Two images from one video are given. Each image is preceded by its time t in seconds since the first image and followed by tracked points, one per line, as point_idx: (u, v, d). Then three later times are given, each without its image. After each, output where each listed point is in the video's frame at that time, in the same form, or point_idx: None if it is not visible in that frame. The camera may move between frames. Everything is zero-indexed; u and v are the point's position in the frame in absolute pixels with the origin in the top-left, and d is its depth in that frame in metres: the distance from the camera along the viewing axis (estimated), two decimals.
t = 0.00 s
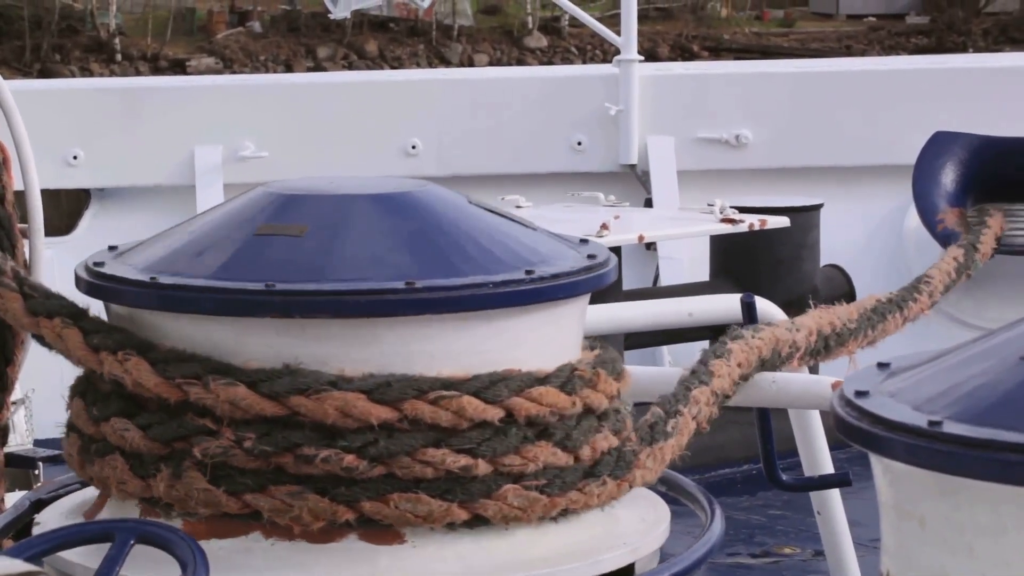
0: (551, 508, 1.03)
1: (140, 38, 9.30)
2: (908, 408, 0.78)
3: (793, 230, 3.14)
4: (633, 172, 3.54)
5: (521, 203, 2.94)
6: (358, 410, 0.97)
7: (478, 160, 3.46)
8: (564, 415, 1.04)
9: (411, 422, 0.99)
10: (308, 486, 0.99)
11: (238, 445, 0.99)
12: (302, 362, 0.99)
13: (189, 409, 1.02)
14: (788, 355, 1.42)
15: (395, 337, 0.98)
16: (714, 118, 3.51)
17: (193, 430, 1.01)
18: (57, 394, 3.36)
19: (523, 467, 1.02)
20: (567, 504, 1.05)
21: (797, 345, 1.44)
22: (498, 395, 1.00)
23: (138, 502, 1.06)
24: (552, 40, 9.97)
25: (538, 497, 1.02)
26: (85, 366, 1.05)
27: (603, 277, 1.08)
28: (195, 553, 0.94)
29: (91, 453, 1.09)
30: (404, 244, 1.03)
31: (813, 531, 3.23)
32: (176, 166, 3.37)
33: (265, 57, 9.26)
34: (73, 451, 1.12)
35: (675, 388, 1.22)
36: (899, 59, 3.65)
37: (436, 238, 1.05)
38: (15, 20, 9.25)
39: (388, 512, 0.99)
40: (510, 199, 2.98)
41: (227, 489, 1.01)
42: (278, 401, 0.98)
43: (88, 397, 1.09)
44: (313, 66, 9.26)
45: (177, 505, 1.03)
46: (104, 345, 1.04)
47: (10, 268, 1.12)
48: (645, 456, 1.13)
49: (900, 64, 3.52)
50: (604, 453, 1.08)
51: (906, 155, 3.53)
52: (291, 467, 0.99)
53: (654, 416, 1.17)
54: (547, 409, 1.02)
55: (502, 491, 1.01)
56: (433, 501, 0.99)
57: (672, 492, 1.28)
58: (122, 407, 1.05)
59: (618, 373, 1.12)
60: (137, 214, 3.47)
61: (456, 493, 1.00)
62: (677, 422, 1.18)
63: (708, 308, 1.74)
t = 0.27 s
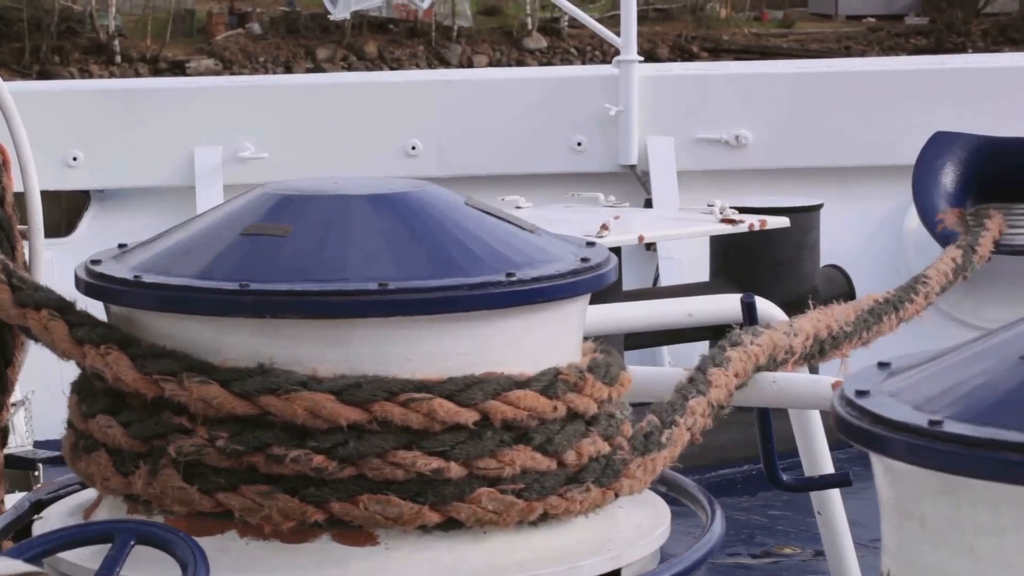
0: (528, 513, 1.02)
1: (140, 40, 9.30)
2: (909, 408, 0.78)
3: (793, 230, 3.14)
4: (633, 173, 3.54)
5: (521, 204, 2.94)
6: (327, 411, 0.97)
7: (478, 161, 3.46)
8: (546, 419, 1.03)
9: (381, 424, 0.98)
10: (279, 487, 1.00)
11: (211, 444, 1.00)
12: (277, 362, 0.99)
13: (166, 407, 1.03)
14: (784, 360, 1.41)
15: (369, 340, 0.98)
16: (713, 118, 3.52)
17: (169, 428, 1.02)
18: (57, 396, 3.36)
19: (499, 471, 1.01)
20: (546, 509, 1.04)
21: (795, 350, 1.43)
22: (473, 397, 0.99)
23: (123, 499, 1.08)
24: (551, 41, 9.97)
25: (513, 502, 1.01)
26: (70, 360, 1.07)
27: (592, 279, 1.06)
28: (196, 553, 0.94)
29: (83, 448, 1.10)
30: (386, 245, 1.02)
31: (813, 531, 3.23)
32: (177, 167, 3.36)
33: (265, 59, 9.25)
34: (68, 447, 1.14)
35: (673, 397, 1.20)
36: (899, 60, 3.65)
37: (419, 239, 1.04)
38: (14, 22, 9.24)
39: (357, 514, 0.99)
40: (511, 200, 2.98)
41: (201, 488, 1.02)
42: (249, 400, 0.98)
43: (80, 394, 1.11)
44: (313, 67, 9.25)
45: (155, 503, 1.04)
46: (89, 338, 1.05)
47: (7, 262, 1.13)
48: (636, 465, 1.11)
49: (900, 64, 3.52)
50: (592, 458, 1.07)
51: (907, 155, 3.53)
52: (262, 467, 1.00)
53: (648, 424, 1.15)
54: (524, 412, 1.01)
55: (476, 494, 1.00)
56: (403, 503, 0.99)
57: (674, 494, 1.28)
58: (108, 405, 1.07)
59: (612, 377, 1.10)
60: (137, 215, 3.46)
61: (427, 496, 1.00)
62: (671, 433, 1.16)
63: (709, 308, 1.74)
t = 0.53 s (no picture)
0: (516, 509, 1.02)
1: (140, 39, 9.30)
2: (908, 407, 0.78)
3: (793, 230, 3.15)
4: (633, 172, 3.54)
5: (520, 203, 2.94)
6: (307, 407, 0.97)
7: (477, 160, 3.45)
8: (531, 416, 1.03)
9: (361, 420, 0.98)
10: (262, 483, 1.00)
11: (194, 438, 1.01)
12: (259, 357, 0.99)
13: (152, 401, 1.04)
14: (780, 362, 1.42)
15: (345, 338, 0.98)
16: (713, 118, 3.51)
17: (154, 423, 1.03)
18: (56, 395, 3.36)
19: (482, 467, 1.01)
20: (534, 506, 1.03)
21: (788, 351, 1.43)
22: (454, 394, 0.99)
23: (114, 496, 1.08)
24: (551, 40, 9.96)
25: (499, 498, 1.01)
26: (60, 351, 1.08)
27: (578, 283, 1.04)
28: (195, 552, 0.94)
29: (77, 444, 1.11)
30: (369, 245, 1.02)
31: (813, 530, 3.23)
32: (176, 167, 3.36)
33: (265, 58, 9.25)
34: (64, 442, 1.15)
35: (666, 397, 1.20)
36: (899, 59, 3.64)
37: (403, 239, 1.03)
38: (14, 21, 9.23)
39: (341, 510, 0.99)
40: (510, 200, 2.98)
41: (187, 483, 1.02)
42: (231, 395, 0.99)
43: (75, 389, 1.12)
44: (312, 67, 9.25)
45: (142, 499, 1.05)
46: (76, 327, 1.06)
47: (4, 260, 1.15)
48: (626, 464, 1.11)
49: (900, 64, 3.52)
50: (582, 454, 1.06)
51: (907, 155, 3.53)
52: (244, 462, 1.00)
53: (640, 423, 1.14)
54: (507, 408, 1.01)
55: (461, 490, 1.01)
56: (385, 500, 0.99)
57: (673, 494, 1.28)
58: (99, 399, 1.08)
59: (604, 372, 1.09)
60: (137, 215, 3.46)
61: (410, 492, 1.00)
62: (663, 434, 1.16)
63: (709, 307, 1.74)
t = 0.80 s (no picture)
0: (498, 510, 1.02)
1: (141, 42, 9.31)
2: (907, 408, 0.78)
3: (793, 232, 3.15)
4: (634, 174, 3.54)
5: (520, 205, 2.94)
6: (282, 407, 0.98)
7: (478, 162, 3.45)
8: (512, 418, 1.02)
9: (337, 420, 0.98)
10: (241, 482, 1.01)
11: (175, 437, 1.02)
12: (239, 357, 1.00)
13: (137, 400, 1.05)
14: (776, 362, 1.41)
15: (320, 340, 0.98)
16: (715, 119, 3.52)
17: (138, 422, 1.04)
18: (58, 398, 3.36)
19: (461, 469, 1.00)
20: (518, 507, 1.03)
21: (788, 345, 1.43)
22: (431, 396, 0.98)
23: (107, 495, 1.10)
24: (551, 43, 9.97)
25: (480, 499, 1.01)
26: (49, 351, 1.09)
27: (560, 288, 1.03)
28: (194, 554, 0.94)
29: (73, 443, 1.13)
30: (350, 248, 1.02)
31: (814, 532, 3.22)
32: (177, 170, 3.37)
33: (266, 61, 9.25)
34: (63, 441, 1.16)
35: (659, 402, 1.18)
36: (900, 61, 3.65)
37: (385, 242, 1.03)
38: (15, 24, 9.24)
39: (320, 510, 1.00)
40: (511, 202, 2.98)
41: (170, 483, 1.03)
42: (209, 394, 1.00)
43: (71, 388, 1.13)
44: (313, 69, 9.25)
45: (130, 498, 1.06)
46: (63, 328, 1.08)
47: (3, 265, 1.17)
48: (617, 467, 1.10)
49: (901, 66, 3.52)
50: (570, 456, 1.06)
51: (907, 156, 3.53)
52: (223, 461, 1.01)
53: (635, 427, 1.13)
54: (487, 410, 1.00)
55: (441, 491, 1.00)
56: (362, 499, 0.99)
57: (673, 495, 1.28)
58: (91, 399, 1.09)
59: (596, 375, 1.08)
60: (138, 217, 3.47)
61: (390, 492, 1.00)
62: (655, 438, 1.15)
63: (709, 309, 1.74)
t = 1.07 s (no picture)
0: (469, 510, 1.00)
1: (142, 41, 9.31)
2: (905, 406, 0.78)
3: (793, 231, 3.15)
4: (634, 172, 3.55)
5: (520, 203, 2.94)
6: (250, 402, 0.98)
7: (478, 161, 3.45)
8: (486, 418, 1.00)
9: (305, 417, 0.98)
10: (213, 477, 1.01)
11: (151, 431, 1.03)
12: (215, 352, 1.01)
13: (118, 392, 1.06)
14: (772, 360, 1.41)
15: (294, 338, 0.98)
16: (716, 118, 3.52)
17: (118, 415, 1.05)
18: (57, 395, 3.36)
19: (431, 468, 0.99)
20: (491, 508, 1.01)
21: (784, 348, 1.42)
22: (400, 395, 0.98)
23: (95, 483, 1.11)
24: (552, 42, 9.97)
25: (449, 499, 1.00)
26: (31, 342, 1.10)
27: (540, 289, 1.01)
28: (192, 551, 0.93)
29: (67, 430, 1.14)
30: (328, 246, 1.02)
31: (814, 531, 3.22)
32: (177, 168, 3.37)
33: (267, 60, 9.25)
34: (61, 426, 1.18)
35: (653, 405, 1.16)
36: (901, 60, 3.64)
37: (365, 240, 1.02)
38: (16, 22, 9.22)
39: (287, 506, 1.00)
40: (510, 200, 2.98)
41: (146, 475, 1.04)
42: (183, 390, 1.00)
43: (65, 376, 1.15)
44: (314, 68, 9.25)
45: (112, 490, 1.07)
46: (45, 325, 1.07)
47: None
48: (602, 470, 1.08)
49: (901, 65, 3.52)
50: (550, 457, 1.04)
51: (907, 156, 3.53)
52: (195, 456, 1.01)
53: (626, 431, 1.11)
54: (459, 409, 0.99)
55: (409, 490, 1.00)
56: (329, 496, 1.00)
57: (671, 492, 1.28)
58: (79, 389, 1.10)
59: (580, 377, 1.06)
60: (138, 215, 3.47)
61: (357, 490, 1.00)
62: (648, 444, 1.13)
63: (709, 307, 1.74)
